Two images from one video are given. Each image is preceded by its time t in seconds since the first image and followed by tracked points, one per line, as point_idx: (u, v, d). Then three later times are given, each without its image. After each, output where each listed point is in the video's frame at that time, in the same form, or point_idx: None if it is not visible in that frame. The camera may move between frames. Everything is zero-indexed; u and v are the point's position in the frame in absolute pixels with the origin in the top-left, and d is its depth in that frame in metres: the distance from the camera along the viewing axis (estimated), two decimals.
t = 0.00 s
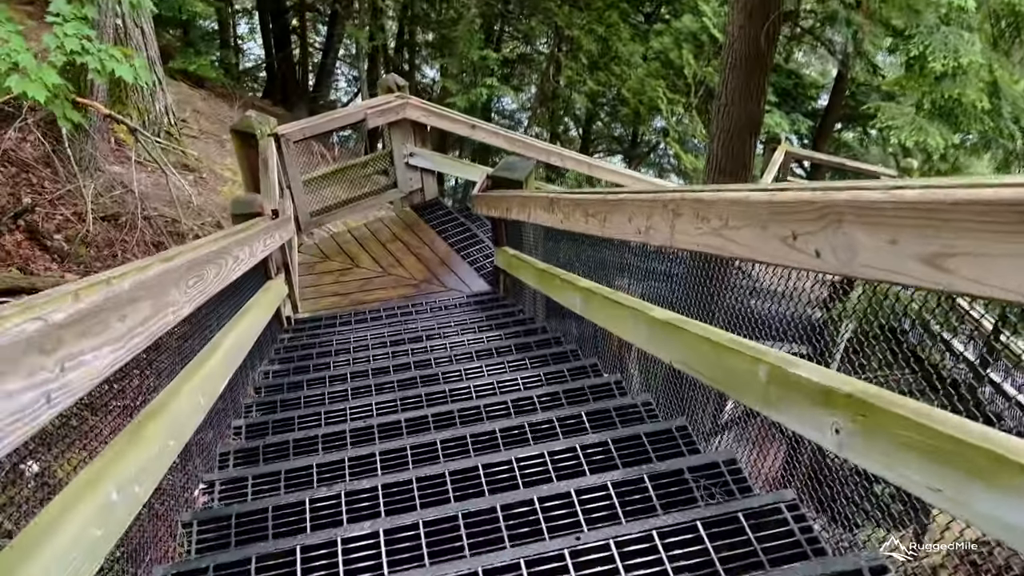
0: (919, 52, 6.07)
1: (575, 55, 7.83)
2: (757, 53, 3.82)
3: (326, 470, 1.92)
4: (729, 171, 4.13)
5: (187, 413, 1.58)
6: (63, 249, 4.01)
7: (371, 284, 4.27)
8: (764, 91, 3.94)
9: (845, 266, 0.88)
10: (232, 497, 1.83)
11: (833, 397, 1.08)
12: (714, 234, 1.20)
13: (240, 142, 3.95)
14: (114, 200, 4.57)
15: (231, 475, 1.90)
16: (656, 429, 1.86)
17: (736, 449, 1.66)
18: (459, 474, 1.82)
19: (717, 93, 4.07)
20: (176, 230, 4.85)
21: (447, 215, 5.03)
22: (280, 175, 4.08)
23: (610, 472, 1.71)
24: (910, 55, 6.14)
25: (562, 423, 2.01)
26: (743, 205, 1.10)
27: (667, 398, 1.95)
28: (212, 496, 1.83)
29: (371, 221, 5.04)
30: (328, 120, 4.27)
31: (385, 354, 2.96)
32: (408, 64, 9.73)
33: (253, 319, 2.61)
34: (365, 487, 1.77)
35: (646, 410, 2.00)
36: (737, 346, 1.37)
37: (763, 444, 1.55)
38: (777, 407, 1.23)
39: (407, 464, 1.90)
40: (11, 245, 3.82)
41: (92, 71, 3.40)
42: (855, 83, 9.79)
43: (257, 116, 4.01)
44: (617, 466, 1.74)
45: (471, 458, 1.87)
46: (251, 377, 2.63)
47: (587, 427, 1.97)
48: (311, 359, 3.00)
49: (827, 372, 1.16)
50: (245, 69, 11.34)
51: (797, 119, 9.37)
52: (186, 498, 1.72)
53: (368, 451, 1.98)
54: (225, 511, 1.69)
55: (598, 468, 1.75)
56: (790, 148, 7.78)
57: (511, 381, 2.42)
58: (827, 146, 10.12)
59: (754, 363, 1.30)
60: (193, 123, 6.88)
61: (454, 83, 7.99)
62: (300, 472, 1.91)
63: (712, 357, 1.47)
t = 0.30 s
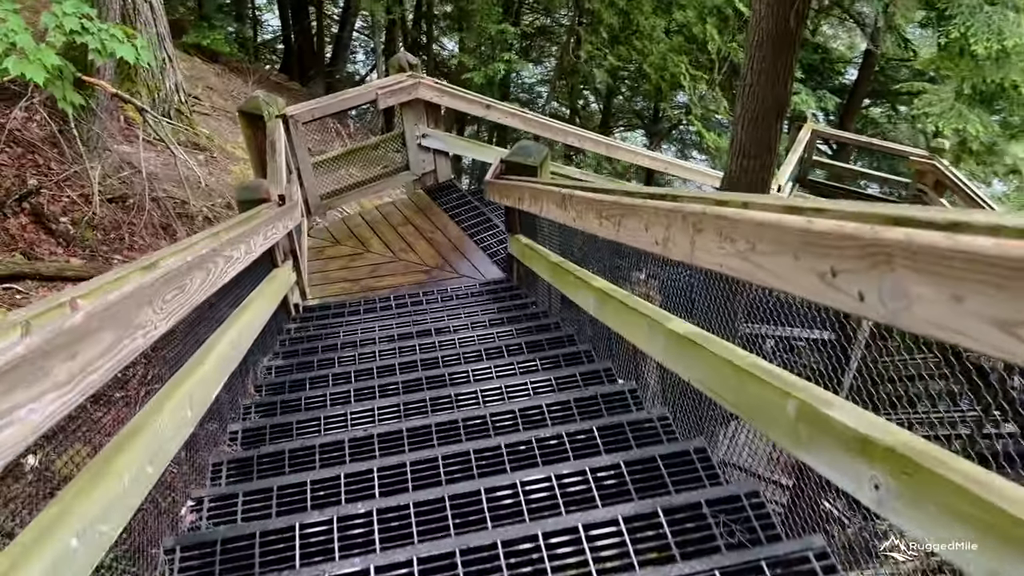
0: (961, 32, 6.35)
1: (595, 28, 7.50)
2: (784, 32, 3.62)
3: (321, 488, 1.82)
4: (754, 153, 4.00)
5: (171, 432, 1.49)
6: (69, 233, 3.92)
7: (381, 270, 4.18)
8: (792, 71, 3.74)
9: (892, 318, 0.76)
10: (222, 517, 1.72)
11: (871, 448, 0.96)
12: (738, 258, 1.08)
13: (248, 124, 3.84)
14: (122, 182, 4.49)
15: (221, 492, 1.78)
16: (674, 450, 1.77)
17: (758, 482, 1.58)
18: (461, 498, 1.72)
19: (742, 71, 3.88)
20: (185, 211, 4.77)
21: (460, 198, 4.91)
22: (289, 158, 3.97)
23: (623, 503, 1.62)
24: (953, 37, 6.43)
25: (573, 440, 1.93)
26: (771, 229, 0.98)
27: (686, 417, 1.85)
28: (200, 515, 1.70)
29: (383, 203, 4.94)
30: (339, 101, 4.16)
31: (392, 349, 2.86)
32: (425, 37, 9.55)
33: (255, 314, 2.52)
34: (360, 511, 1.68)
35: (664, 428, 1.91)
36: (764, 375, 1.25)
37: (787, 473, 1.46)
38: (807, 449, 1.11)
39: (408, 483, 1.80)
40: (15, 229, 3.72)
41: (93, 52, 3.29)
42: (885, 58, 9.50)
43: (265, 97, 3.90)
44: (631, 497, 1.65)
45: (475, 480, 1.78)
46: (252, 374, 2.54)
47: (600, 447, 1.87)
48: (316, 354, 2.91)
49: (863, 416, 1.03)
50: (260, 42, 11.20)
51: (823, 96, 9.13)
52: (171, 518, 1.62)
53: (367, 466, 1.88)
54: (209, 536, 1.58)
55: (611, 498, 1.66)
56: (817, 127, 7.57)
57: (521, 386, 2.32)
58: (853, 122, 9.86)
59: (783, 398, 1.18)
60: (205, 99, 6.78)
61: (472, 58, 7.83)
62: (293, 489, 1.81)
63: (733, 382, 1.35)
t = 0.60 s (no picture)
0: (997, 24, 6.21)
1: (609, 7, 7.25)
2: (807, 20, 3.45)
3: (309, 516, 1.73)
4: (771, 145, 3.85)
5: (144, 466, 1.40)
6: (65, 220, 3.83)
7: (385, 261, 4.08)
8: (813, 61, 3.58)
9: (950, 410, 0.64)
10: (204, 548, 1.63)
11: (908, 528, 0.84)
12: (762, 304, 0.96)
13: (249, 110, 3.74)
14: (122, 167, 4.40)
15: (205, 519, 1.69)
16: (684, 485, 1.69)
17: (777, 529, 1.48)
18: (456, 535, 1.63)
19: (761, 60, 3.73)
20: (186, 197, 4.68)
21: (467, 186, 4.79)
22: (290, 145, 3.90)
23: (630, 551, 1.53)
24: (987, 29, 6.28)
25: (577, 466, 1.84)
26: (801, 279, 0.86)
27: (698, 449, 1.76)
28: (181, 544, 1.62)
29: (388, 191, 4.83)
30: (342, 86, 4.06)
31: (392, 350, 2.76)
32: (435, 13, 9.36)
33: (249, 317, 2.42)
34: (347, 549, 1.59)
35: (674, 457, 1.84)
36: (786, 425, 1.14)
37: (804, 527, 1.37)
38: (834, 514, 0.99)
39: (399, 516, 1.71)
40: (10, 216, 3.62)
41: (85, 36, 3.17)
42: (907, 40, 9.24)
43: (266, 82, 3.80)
44: (640, 542, 1.55)
45: (472, 515, 1.68)
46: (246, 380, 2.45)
47: (608, 481, 1.77)
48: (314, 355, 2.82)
49: (896, 485, 0.92)
50: (269, 17, 11.04)
51: (843, 79, 8.91)
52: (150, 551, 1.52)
53: (357, 494, 1.78)
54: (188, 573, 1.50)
55: (617, 543, 1.56)
56: (835, 111, 7.38)
57: (524, 400, 2.22)
58: (872, 105, 9.62)
59: (807, 454, 1.06)
60: (210, 78, 6.65)
61: (483, 37, 7.65)
62: (278, 518, 1.72)
63: (752, 426, 1.24)
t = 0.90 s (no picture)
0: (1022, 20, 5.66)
1: None
2: (820, 16, 3.35)
3: (301, 543, 1.66)
4: (779, 142, 3.75)
5: (124, 495, 1.32)
6: (53, 208, 3.70)
7: (382, 255, 3.98)
8: (825, 58, 3.47)
9: None
10: None
11: None
12: (802, 354, 0.87)
13: (243, 98, 3.65)
14: (112, 152, 4.28)
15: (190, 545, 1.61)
16: (699, 519, 1.65)
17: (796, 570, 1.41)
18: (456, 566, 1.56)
19: (772, 55, 3.62)
20: (178, 184, 4.56)
21: (466, 178, 4.69)
22: (286, 134, 3.83)
23: None
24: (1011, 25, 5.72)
25: (585, 494, 1.79)
26: (851, 335, 0.76)
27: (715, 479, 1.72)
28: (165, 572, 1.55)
29: (386, 181, 4.73)
30: (339, 74, 3.96)
31: (389, 352, 2.68)
32: None
33: (239, 319, 2.33)
34: None
35: (685, 484, 1.80)
36: (816, 471, 1.05)
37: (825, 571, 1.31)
38: None
39: (397, 544, 1.64)
40: None
41: (72, 19, 3.04)
42: (914, 30, 9.10)
43: (261, 69, 3.70)
44: None
45: (473, 546, 1.61)
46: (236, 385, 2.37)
47: (619, 513, 1.73)
48: (308, 356, 2.74)
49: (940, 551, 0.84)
50: None
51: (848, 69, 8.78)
52: None
53: (351, 520, 1.71)
54: None
55: None
56: (841, 104, 7.26)
57: (525, 414, 2.14)
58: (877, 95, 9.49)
59: (841, 508, 0.98)
60: (203, 60, 6.50)
61: (483, 22, 7.50)
62: (268, 545, 1.64)
63: (774, 467, 1.15)
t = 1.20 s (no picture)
0: None
1: None
2: (823, 23, 3.29)
3: None
4: (780, 150, 3.70)
5: (103, 534, 1.23)
6: (36, 207, 3.59)
7: (374, 259, 3.90)
8: (828, 66, 3.42)
9: None
10: None
11: None
12: (841, 413, 0.79)
13: (234, 96, 3.57)
14: (97, 150, 4.17)
15: None
16: (707, 560, 1.55)
17: None
18: None
19: (773, 62, 3.56)
20: (165, 183, 4.46)
21: (460, 181, 4.61)
22: (277, 134, 3.75)
23: None
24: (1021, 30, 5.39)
25: (585, 526, 1.71)
26: (899, 399, 0.69)
27: (720, 511, 1.62)
28: None
29: (378, 183, 4.65)
30: (332, 73, 3.88)
31: (381, 366, 2.61)
32: None
33: (227, 330, 2.25)
34: None
35: (692, 517, 1.70)
36: (843, 525, 1.00)
37: None
38: None
39: None
40: None
41: (56, 14, 2.93)
42: (909, 34, 9.06)
43: (252, 68, 3.61)
44: None
45: None
46: (223, 401, 2.28)
47: (622, 549, 1.64)
48: (298, 367, 2.66)
49: None
50: None
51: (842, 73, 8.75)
52: None
53: (342, 553, 1.63)
54: None
55: None
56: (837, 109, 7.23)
57: (524, 438, 2.07)
58: (871, 99, 9.46)
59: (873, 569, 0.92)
60: (192, 54, 6.38)
61: (478, 20, 7.41)
62: None
63: (796, 515, 1.10)
